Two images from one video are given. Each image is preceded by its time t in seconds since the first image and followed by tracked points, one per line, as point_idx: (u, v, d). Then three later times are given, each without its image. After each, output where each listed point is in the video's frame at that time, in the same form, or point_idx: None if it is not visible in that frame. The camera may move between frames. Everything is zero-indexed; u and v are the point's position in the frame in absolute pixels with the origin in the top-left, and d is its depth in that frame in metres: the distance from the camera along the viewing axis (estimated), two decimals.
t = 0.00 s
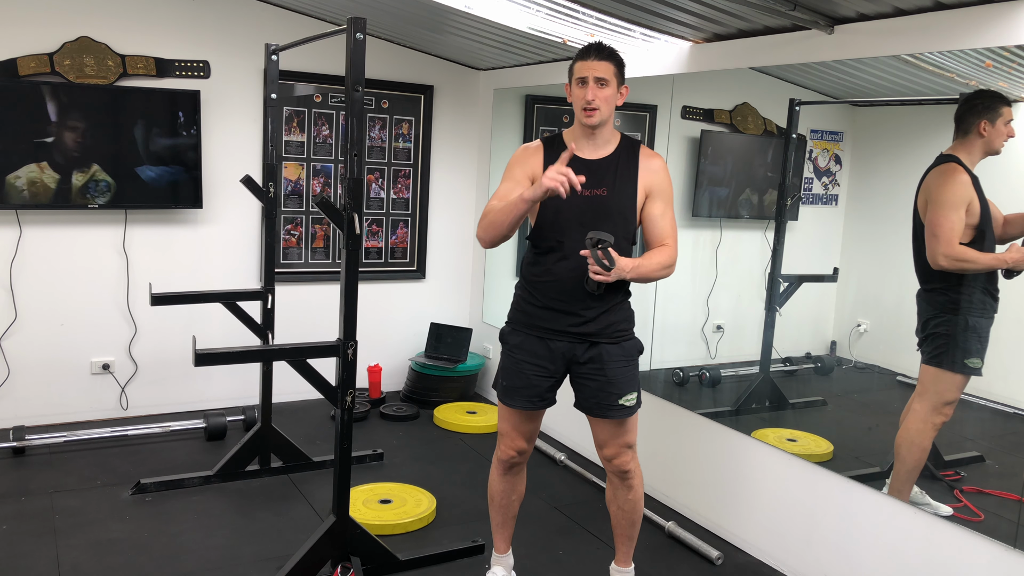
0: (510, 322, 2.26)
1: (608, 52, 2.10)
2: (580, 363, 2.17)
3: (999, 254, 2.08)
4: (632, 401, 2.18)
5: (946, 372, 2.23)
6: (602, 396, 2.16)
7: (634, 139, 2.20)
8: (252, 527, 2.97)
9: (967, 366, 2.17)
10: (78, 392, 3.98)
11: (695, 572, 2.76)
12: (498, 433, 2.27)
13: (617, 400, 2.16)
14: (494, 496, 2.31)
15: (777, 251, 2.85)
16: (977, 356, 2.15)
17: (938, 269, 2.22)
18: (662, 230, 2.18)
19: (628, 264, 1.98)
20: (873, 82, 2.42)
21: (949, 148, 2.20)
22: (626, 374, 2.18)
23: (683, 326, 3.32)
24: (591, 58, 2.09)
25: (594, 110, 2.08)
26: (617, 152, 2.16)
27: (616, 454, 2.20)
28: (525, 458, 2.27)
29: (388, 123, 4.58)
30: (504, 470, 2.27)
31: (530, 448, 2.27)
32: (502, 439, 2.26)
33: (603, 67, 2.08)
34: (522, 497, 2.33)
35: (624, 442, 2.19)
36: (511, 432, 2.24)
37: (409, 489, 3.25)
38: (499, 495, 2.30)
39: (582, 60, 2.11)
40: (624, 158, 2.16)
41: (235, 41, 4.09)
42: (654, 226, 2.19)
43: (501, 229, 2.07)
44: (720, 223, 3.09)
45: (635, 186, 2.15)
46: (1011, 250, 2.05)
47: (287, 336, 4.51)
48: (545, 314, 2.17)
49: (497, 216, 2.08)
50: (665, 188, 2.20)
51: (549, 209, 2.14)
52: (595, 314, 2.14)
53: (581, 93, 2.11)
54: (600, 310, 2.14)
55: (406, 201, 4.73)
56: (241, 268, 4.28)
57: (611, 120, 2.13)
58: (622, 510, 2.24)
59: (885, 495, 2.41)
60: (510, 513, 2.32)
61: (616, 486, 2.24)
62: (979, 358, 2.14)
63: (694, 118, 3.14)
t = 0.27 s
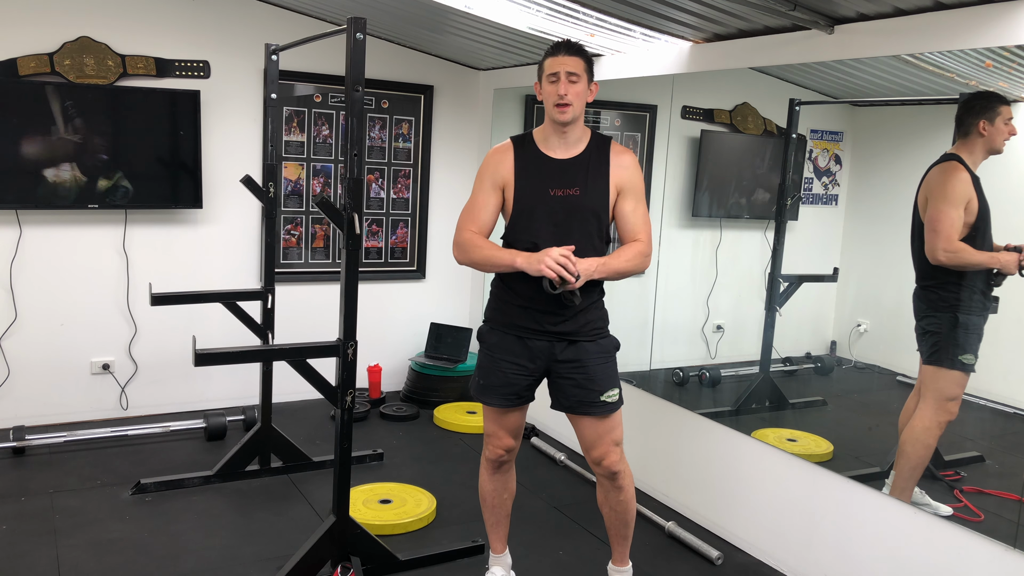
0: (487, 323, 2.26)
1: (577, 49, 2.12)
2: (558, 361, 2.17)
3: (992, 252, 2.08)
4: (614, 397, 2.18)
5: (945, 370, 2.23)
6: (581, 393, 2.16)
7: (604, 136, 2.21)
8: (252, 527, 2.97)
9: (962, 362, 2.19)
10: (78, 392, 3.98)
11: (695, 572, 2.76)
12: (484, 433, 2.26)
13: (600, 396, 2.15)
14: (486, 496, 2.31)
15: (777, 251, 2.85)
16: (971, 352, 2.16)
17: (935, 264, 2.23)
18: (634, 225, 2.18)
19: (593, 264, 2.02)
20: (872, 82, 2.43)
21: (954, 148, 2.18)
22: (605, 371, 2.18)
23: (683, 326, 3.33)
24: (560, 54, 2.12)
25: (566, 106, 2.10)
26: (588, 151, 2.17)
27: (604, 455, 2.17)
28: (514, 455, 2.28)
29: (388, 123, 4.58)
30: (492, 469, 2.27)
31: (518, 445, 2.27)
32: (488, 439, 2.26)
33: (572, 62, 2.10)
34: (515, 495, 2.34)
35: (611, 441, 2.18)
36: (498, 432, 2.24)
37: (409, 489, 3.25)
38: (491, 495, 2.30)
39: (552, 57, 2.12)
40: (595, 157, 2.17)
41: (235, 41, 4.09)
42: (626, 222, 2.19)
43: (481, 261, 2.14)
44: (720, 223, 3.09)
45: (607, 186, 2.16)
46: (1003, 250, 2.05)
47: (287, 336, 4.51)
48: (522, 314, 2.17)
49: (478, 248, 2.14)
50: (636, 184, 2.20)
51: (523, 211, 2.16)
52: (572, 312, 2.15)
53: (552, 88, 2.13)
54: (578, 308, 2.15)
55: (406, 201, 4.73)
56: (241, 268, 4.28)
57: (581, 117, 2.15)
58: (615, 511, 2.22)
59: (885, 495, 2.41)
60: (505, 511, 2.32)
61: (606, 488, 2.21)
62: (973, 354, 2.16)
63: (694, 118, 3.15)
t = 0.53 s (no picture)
0: (475, 322, 2.26)
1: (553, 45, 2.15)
2: (546, 359, 2.17)
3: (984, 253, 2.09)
4: (604, 392, 2.17)
5: (946, 367, 2.23)
6: (571, 390, 2.15)
7: (584, 133, 2.20)
8: (252, 527, 2.96)
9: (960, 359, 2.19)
10: (78, 392, 3.98)
11: (695, 572, 2.76)
12: (478, 431, 2.27)
13: (589, 392, 2.15)
14: (483, 493, 2.31)
15: (777, 251, 2.85)
16: (968, 349, 2.17)
17: (925, 256, 2.26)
18: (619, 221, 2.20)
19: (575, 266, 2.02)
20: (872, 82, 2.43)
21: (954, 147, 2.18)
22: (595, 367, 2.17)
23: (683, 325, 3.33)
24: (538, 51, 2.14)
25: (545, 99, 2.10)
26: (570, 148, 2.16)
27: (596, 455, 2.14)
28: (509, 452, 2.28)
29: (388, 123, 4.58)
30: (487, 466, 2.28)
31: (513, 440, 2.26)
32: (482, 436, 2.27)
33: (547, 57, 2.12)
34: (510, 493, 2.34)
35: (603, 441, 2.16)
36: (491, 429, 2.24)
37: (409, 489, 3.25)
38: (487, 493, 2.31)
39: (528, 54, 2.15)
40: (578, 154, 2.16)
41: (235, 41, 4.09)
42: (611, 218, 2.20)
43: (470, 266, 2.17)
44: (721, 223, 3.10)
45: (591, 184, 2.16)
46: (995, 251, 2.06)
47: (287, 336, 4.51)
48: (509, 312, 2.17)
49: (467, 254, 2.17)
50: (620, 178, 2.19)
51: (508, 214, 2.16)
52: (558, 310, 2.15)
53: (530, 84, 2.14)
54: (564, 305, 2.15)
55: (406, 201, 4.73)
56: (241, 268, 4.28)
57: (561, 113, 2.15)
58: (609, 511, 2.21)
59: (886, 495, 2.41)
60: (501, 511, 2.32)
61: (600, 489, 2.19)
62: (969, 350, 2.17)
63: (694, 118, 3.16)
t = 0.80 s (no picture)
0: (475, 320, 2.27)
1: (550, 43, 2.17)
2: (543, 359, 2.17)
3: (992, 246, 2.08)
4: (602, 393, 2.17)
5: (942, 368, 2.24)
6: (567, 391, 2.15)
7: (583, 127, 2.21)
8: (252, 527, 2.97)
9: (957, 360, 2.20)
10: (78, 392, 3.98)
11: (695, 573, 2.76)
12: (478, 429, 2.28)
13: (588, 394, 2.15)
14: (484, 492, 2.31)
15: (777, 251, 2.85)
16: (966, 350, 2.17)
17: (936, 252, 2.22)
18: (622, 214, 2.17)
19: (583, 256, 1.98)
20: (872, 82, 2.43)
21: (949, 144, 2.20)
22: (591, 368, 2.17)
23: (683, 325, 3.33)
24: (535, 49, 2.16)
25: (542, 92, 2.11)
26: (567, 143, 2.16)
27: (596, 455, 2.15)
28: (509, 450, 2.28)
29: (388, 123, 4.58)
30: (487, 464, 2.29)
31: (512, 440, 2.27)
32: (482, 434, 2.28)
33: (543, 51, 2.14)
34: (511, 492, 2.34)
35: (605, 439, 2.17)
36: (491, 427, 2.25)
37: (409, 489, 3.25)
38: (488, 491, 2.31)
39: (526, 50, 2.17)
40: (575, 148, 2.16)
41: (235, 41, 4.09)
42: (614, 211, 2.18)
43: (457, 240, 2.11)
44: (721, 223, 3.10)
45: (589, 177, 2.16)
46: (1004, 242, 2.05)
47: (287, 336, 4.51)
48: (506, 312, 2.17)
49: (453, 225, 2.10)
50: (620, 171, 2.19)
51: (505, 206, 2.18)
52: (554, 311, 2.14)
53: (528, 79, 2.15)
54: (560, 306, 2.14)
55: (406, 201, 4.73)
56: (241, 268, 4.28)
57: (558, 108, 2.16)
58: (607, 509, 2.22)
59: (885, 495, 2.42)
60: (501, 510, 2.33)
61: (598, 487, 2.20)
62: (967, 352, 2.17)
63: (694, 117, 3.15)
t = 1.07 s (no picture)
0: (483, 320, 2.26)
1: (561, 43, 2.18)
2: (552, 361, 2.17)
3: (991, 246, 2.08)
4: (607, 396, 2.18)
5: (936, 368, 2.25)
6: (574, 393, 2.16)
7: (594, 130, 2.22)
8: (252, 527, 2.97)
9: (954, 361, 2.20)
10: (78, 392, 3.98)
11: (695, 573, 2.76)
12: (484, 430, 2.28)
13: (594, 396, 2.15)
14: (487, 492, 2.31)
15: (777, 251, 2.85)
16: (964, 352, 2.18)
17: (937, 256, 2.21)
18: (630, 216, 2.17)
19: (589, 256, 1.98)
20: (872, 82, 2.43)
21: (945, 145, 2.21)
22: (599, 370, 2.17)
23: (683, 325, 3.33)
24: (543, 49, 2.17)
25: (552, 95, 2.13)
26: (577, 143, 2.18)
27: (600, 452, 2.17)
28: (514, 451, 2.29)
29: (388, 123, 4.58)
30: (492, 465, 2.29)
31: (518, 441, 2.28)
32: (488, 435, 2.28)
33: (553, 53, 2.14)
34: (514, 492, 2.34)
35: (607, 438, 2.18)
36: (497, 428, 2.25)
37: (409, 489, 3.26)
38: (491, 491, 2.31)
39: (536, 51, 2.18)
40: (584, 148, 2.17)
41: (235, 41, 4.09)
42: (621, 213, 2.18)
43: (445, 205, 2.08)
44: (721, 223, 3.10)
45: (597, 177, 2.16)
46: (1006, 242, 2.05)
47: (287, 336, 4.51)
48: (515, 313, 2.17)
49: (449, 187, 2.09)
50: (628, 175, 2.20)
51: (514, 203, 2.17)
52: (565, 313, 2.14)
53: (537, 81, 2.16)
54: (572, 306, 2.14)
55: (406, 201, 4.73)
56: (241, 268, 4.28)
57: (568, 109, 2.17)
58: (608, 507, 2.23)
59: (885, 495, 2.42)
60: (504, 509, 2.32)
61: (600, 483, 2.22)
62: (965, 353, 2.17)
63: (694, 118, 3.15)
